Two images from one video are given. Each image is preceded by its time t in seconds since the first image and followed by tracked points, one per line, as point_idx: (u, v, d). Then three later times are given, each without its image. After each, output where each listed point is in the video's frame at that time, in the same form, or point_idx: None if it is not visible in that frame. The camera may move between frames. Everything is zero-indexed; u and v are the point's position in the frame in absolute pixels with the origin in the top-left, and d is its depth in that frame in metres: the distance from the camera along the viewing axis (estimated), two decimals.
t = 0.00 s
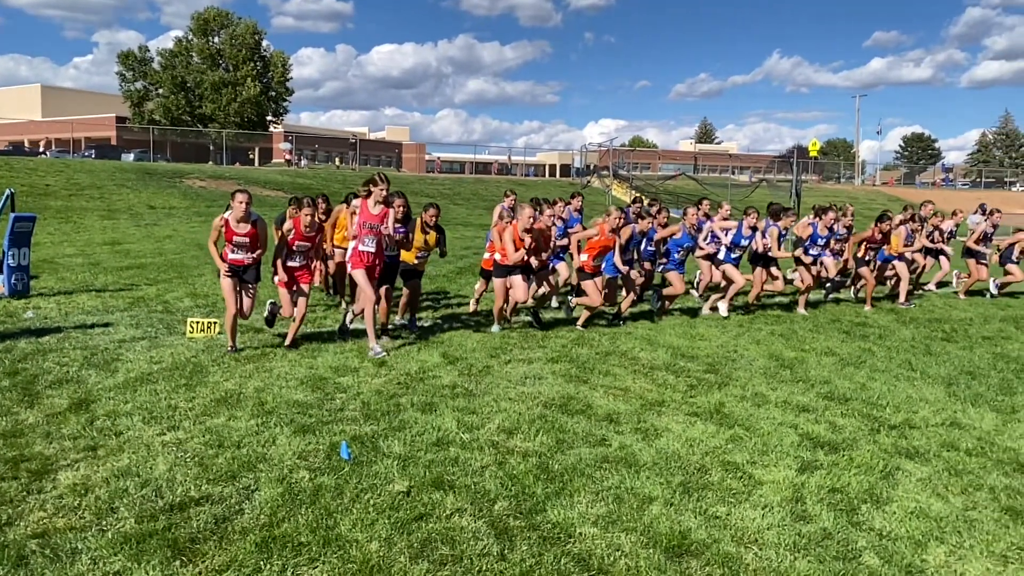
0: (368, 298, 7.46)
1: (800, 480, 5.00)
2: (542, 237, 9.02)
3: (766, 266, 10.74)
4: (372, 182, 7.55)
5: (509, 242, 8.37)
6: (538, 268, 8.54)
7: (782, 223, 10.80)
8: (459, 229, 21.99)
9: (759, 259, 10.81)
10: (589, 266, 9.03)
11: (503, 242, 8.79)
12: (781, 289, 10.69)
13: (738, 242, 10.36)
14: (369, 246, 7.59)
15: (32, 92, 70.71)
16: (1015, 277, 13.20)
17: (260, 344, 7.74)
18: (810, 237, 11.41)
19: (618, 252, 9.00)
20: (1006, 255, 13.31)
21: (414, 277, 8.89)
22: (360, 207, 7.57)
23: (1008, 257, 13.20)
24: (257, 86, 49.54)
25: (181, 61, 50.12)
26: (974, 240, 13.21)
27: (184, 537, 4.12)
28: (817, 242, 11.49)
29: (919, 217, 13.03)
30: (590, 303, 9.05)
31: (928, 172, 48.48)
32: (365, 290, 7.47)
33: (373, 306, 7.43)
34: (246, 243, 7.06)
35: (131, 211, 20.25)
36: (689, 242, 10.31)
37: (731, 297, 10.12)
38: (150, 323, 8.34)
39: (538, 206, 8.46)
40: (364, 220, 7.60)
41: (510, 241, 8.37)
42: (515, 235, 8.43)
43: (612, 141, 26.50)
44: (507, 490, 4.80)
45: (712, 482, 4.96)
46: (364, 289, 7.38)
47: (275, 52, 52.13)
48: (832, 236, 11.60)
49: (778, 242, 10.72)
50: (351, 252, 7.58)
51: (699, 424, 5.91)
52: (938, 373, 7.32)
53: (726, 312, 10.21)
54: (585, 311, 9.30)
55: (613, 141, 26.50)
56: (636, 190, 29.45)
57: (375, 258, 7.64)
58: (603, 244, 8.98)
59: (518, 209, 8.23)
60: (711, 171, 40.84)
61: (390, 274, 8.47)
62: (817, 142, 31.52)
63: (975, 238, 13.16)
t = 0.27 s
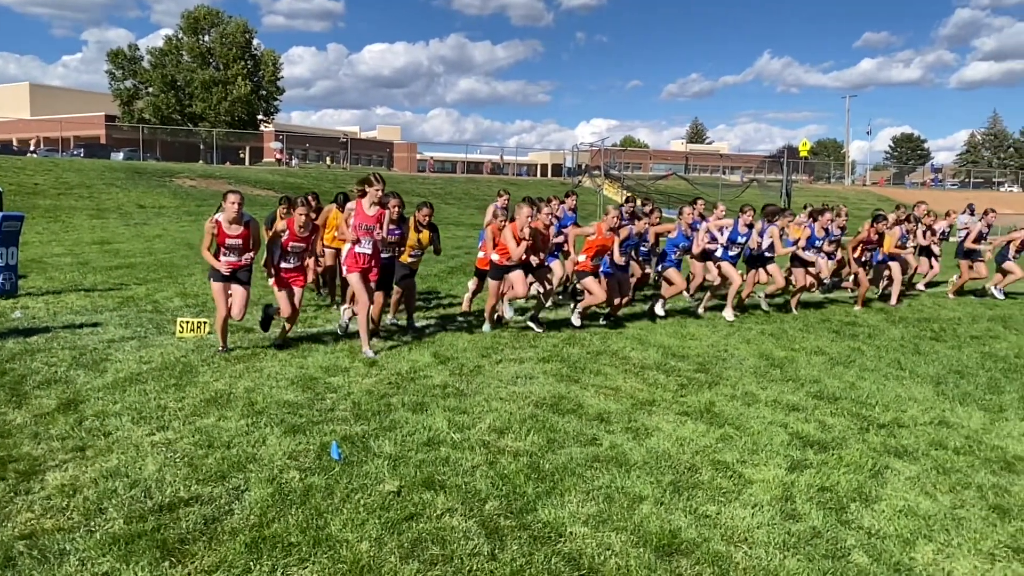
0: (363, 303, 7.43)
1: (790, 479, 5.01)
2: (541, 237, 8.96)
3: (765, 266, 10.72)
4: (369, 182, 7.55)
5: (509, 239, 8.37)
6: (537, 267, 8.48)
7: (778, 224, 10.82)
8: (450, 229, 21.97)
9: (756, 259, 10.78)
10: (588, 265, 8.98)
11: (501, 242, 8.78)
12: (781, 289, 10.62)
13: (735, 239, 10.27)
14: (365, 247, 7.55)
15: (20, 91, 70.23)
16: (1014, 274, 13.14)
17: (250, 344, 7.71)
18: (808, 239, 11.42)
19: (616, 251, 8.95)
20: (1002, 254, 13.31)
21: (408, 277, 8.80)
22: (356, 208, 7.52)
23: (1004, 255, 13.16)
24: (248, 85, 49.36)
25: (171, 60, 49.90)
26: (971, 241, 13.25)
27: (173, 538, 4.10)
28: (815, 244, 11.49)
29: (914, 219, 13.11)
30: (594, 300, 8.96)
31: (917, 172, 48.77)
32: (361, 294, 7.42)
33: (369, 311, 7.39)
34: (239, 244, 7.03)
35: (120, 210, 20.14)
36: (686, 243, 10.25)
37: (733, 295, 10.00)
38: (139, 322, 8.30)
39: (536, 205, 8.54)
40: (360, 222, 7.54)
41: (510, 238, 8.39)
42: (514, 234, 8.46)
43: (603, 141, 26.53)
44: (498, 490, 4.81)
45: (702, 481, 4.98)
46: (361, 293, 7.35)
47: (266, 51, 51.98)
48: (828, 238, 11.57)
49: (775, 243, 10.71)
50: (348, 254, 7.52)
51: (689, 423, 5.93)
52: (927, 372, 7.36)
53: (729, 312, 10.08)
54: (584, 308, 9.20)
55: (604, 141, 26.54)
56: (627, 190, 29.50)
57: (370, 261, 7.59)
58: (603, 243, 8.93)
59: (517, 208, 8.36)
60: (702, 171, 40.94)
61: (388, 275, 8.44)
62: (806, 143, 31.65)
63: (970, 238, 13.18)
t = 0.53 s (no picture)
0: (357, 306, 7.38)
1: (780, 477, 5.03)
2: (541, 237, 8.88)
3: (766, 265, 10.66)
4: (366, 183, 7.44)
5: (507, 237, 8.36)
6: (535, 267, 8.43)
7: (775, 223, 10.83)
8: (441, 228, 21.96)
9: (752, 259, 10.74)
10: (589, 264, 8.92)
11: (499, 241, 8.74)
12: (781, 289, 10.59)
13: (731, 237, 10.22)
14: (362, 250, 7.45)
15: (10, 90, 69.79)
16: (1011, 272, 13.02)
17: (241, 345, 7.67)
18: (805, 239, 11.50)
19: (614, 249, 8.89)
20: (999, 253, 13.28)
21: (405, 278, 8.73)
22: (352, 211, 7.39)
23: (1001, 253, 13.07)
24: (239, 84, 49.18)
25: (161, 59, 49.70)
26: (968, 240, 13.23)
27: (162, 539, 4.08)
28: (811, 243, 11.57)
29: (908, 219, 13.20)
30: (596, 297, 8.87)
31: (907, 172, 49.03)
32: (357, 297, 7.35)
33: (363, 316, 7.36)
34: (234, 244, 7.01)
35: (110, 210, 20.03)
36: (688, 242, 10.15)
37: (732, 292, 9.94)
38: (129, 323, 8.26)
39: (536, 204, 8.57)
40: (356, 225, 7.40)
41: (510, 237, 8.37)
42: (513, 233, 8.46)
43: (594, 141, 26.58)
44: (489, 489, 4.80)
45: (693, 480, 4.99)
46: (356, 297, 7.30)
47: (257, 50, 51.84)
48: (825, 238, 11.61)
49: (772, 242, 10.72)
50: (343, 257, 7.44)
51: (680, 422, 5.94)
52: (916, 371, 7.39)
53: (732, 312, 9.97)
54: (587, 305, 9.10)
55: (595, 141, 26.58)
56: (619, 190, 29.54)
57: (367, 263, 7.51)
58: (602, 240, 8.85)
59: (517, 206, 8.43)
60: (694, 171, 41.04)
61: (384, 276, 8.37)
62: (797, 142, 31.79)
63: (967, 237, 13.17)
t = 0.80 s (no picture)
0: (351, 306, 7.39)
1: (770, 475, 5.05)
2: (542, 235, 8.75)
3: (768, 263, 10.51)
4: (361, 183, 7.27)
5: (506, 236, 8.25)
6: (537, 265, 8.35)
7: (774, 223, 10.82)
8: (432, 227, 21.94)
9: (752, 259, 10.67)
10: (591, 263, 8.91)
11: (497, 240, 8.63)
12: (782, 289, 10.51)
13: (728, 236, 10.18)
14: (360, 254, 7.44)
15: None
16: (1007, 271, 13.05)
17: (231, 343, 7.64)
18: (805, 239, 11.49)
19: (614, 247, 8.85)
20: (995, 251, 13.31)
21: (400, 280, 8.69)
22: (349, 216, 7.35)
23: (998, 251, 13.05)
24: (230, 82, 48.99)
25: (151, 56, 49.47)
26: (965, 238, 13.28)
27: (151, 538, 4.06)
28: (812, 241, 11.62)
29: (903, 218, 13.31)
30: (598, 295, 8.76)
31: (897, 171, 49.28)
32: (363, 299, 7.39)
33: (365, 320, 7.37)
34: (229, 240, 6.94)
35: (99, 208, 19.92)
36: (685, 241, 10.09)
37: (730, 292, 9.85)
38: (119, 321, 8.22)
39: (533, 201, 8.45)
40: (353, 227, 7.39)
41: (509, 235, 8.25)
42: (512, 230, 8.33)
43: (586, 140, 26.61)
44: (480, 488, 4.80)
45: (683, 478, 5.00)
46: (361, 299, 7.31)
47: (248, 48, 51.66)
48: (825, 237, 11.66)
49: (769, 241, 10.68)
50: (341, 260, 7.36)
51: (670, 421, 5.95)
52: (906, 370, 7.43)
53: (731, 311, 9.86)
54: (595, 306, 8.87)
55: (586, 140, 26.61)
56: (610, 189, 29.58)
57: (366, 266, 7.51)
58: (601, 237, 8.85)
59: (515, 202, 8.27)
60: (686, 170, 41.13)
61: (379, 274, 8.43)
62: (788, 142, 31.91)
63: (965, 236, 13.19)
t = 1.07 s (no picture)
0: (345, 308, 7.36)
1: (760, 473, 5.06)
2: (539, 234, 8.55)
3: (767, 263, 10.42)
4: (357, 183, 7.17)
5: (505, 235, 8.04)
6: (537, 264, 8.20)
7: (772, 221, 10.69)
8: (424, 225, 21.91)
9: (750, 259, 10.57)
10: (592, 261, 8.74)
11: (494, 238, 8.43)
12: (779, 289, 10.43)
13: (726, 236, 10.12)
14: (358, 254, 7.33)
15: None
16: (1003, 272, 13.14)
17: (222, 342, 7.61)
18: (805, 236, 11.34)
19: (614, 245, 8.68)
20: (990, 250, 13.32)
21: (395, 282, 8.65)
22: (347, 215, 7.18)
23: (994, 251, 13.06)
24: (221, 80, 48.80)
25: (141, 54, 49.22)
26: (963, 236, 13.27)
27: (141, 538, 4.04)
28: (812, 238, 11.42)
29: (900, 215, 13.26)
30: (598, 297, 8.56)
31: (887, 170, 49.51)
32: (366, 294, 7.39)
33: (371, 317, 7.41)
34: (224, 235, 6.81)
35: (88, 206, 19.81)
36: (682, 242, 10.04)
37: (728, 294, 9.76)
38: (108, 320, 8.18)
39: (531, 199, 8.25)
40: (350, 227, 7.22)
41: (506, 235, 8.08)
42: (511, 228, 8.13)
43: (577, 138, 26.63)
44: (471, 487, 4.80)
45: (674, 476, 5.01)
46: (365, 295, 7.32)
47: (239, 46, 51.46)
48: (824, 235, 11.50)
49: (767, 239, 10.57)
50: (336, 262, 7.33)
51: (661, 419, 5.97)
52: (895, 368, 7.47)
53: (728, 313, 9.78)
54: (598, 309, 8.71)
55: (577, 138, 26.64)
56: (602, 187, 29.60)
57: (364, 265, 7.44)
58: (602, 234, 8.67)
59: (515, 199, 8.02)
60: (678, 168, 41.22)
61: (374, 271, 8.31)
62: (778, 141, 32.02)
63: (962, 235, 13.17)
